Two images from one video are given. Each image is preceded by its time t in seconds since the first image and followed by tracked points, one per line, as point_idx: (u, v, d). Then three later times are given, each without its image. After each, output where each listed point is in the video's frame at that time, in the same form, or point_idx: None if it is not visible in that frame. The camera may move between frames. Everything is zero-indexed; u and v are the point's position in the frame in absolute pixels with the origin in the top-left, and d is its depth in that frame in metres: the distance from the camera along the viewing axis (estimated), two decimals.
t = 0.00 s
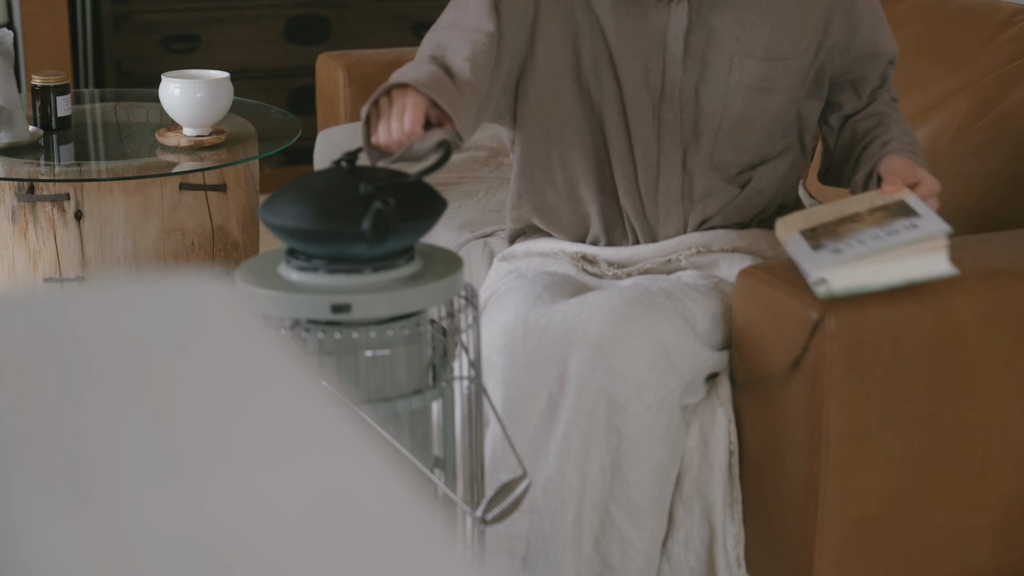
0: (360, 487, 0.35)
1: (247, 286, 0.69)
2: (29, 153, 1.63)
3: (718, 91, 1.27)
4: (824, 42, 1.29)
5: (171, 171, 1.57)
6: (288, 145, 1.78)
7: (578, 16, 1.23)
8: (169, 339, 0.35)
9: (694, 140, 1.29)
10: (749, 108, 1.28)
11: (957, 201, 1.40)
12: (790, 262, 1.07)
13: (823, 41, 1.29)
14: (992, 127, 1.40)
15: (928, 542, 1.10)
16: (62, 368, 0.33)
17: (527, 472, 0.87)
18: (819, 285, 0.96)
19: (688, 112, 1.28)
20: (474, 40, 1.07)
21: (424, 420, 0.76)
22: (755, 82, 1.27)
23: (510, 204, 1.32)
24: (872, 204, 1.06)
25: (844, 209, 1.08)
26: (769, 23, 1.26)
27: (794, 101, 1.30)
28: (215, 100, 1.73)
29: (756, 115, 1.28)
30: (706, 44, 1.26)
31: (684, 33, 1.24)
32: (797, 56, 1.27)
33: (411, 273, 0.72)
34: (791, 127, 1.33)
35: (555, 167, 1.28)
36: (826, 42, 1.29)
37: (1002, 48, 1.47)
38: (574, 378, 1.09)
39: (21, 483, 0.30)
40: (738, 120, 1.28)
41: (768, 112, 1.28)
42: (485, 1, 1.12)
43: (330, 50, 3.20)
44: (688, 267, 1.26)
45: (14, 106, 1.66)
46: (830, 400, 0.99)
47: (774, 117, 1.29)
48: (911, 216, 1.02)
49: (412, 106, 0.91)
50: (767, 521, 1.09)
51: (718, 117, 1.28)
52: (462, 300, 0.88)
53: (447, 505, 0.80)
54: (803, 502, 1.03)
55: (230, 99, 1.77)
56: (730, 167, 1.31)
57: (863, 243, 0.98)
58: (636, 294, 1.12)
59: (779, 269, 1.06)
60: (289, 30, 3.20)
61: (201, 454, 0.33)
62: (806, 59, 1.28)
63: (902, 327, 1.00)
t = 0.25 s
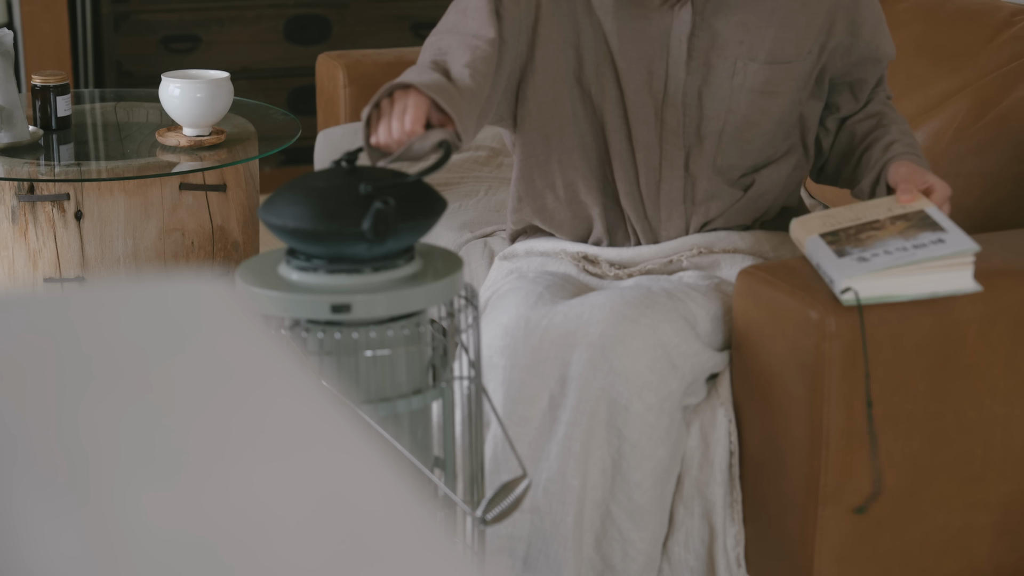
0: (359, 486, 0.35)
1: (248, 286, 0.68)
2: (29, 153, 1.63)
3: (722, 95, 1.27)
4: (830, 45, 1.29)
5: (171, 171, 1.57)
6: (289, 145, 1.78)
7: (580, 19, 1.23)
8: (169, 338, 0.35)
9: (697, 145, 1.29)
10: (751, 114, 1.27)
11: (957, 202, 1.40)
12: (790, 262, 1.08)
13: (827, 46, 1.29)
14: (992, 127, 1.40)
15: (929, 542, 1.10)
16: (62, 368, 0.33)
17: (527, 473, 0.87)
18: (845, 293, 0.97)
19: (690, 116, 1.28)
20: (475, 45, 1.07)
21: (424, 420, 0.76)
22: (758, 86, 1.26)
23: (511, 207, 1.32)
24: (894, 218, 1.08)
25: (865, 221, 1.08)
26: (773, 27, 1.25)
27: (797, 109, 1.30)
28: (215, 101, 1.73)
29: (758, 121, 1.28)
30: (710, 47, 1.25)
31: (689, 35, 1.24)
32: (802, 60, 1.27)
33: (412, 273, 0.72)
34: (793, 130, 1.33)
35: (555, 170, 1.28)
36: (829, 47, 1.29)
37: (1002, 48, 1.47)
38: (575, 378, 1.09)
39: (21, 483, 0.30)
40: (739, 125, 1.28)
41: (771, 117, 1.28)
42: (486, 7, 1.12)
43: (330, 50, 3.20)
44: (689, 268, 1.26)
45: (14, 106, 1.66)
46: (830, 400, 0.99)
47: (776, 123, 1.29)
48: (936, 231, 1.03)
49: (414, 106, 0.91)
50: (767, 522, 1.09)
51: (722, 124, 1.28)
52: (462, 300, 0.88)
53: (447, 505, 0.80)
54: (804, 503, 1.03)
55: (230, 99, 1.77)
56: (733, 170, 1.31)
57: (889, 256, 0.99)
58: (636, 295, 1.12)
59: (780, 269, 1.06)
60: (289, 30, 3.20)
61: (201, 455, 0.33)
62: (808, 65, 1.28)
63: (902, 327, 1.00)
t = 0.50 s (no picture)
0: (359, 486, 0.35)
1: (248, 286, 0.68)
2: (29, 153, 1.63)
3: (718, 97, 1.26)
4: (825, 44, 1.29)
5: (171, 171, 1.57)
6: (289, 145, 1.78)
7: (576, 23, 1.22)
8: (169, 338, 0.35)
9: (693, 147, 1.28)
10: (748, 117, 1.27)
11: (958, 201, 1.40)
12: (790, 262, 1.08)
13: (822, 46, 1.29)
14: (992, 127, 1.40)
15: (928, 542, 1.10)
16: (62, 367, 0.33)
17: (527, 473, 0.87)
18: (844, 292, 0.96)
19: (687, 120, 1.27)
20: (469, 49, 1.07)
21: (424, 420, 0.76)
22: (757, 88, 1.26)
23: (509, 210, 1.32)
24: (900, 229, 1.08)
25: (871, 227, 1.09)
26: (770, 27, 1.25)
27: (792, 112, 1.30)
28: (215, 100, 1.73)
29: (754, 124, 1.28)
30: (707, 49, 1.25)
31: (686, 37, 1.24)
32: (798, 60, 1.26)
33: (412, 273, 0.72)
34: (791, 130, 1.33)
35: (552, 173, 1.28)
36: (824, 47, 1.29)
37: (1003, 48, 1.46)
38: (574, 379, 1.09)
39: (21, 482, 0.30)
40: (734, 128, 1.27)
41: (768, 119, 1.28)
42: (480, 11, 1.13)
43: (330, 50, 3.20)
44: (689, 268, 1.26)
45: (14, 106, 1.66)
46: (830, 400, 0.99)
47: (773, 125, 1.29)
48: (942, 244, 1.03)
49: (420, 105, 0.92)
50: (767, 522, 1.09)
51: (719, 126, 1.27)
52: (462, 300, 0.88)
53: (447, 505, 0.80)
54: (804, 503, 1.03)
55: (230, 99, 1.76)
56: (731, 172, 1.31)
57: (891, 262, 0.99)
58: (636, 295, 1.12)
59: (779, 269, 1.06)
60: (289, 30, 3.20)
61: (201, 454, 0.33)
62: (804, 66, 1.27)
63: (901, 327, 1.00)
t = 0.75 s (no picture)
0: (357, 484, 0.40)
1: (247, 286, 0.69)
2: (29, 153, 1.63)
3: (710, 98, 1.26)
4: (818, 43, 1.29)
5: (171, 171, 1.57)
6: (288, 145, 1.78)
7: (568, 25, 1.23)
8: (169, 337, 0.35)
9: (687, 147, 1.28)
10: (742, 117, 1.27)
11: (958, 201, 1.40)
12: (791, 262, 1.08)
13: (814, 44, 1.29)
14: (993, 127, 1.40)
15: (928, 542, 1.10)
16: (62, 367, 0.33)
17: (526, 472, 0.87)
18: (844, 290, 0.96)
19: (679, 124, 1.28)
20: (462, 54, 1.07)
21: (424, 420, 0.76)
22: (749, 88, 1.26)
23: (506, 214, 1.32)
24: (901, 232, 1.07)
25: (872, 229, 1.09)
26: (762, 27, 1.25)
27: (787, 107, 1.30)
28: (215, 100, 1.73)
29: (750, 124, 1.28)
30: (699, 50, 1.25)
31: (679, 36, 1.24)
32: (792, 58, 1.27)
33: (411, 273, 0.72)
34: (785, 129, 1.32)
35: (549, 177, 1.28)
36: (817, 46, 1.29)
37: (1003, 48, 1.46)
38: (573, 379, 1.09)
39: (22, 482, 0.31)
40: (728, 128, 1.27)
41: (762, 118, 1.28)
42: (472, 16, 1.12)
43: (329, 50, 3.20)
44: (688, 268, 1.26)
45: (14, 106, 1.66)
46: (830, 400, 0.99)
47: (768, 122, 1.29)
48: (943, 247, 1.02)
49: (420, 101, 0.92)
50: (767, 521, 1.09)
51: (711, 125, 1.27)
52: (462, 300, 0.88)
53: (447, 505, 0.80)
54: (804, 503, 1.03)
55: (230, 99, 1.77)
56: (726, 173, 1.31)
57: (892, 261, 0.98)
58: (635, 295, 1.12)
59: (780, 269, 1.06)
60: (289, 30, 3.20)
61: (201, 456, 0.35)
62: (797, 65, 1.27)
63: (901, 327, 1.00)
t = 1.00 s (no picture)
0: (358, 484, 0.40)
1: (247, 286, 0.69)
2: (29, 153, 1.63)
3: (703, 100, 1.25)
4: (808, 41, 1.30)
5: (171, 171, 1.57)
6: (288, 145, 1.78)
7: (562, 27, 1.23)
8: (169, 337, 0.35)
9: (678, 151, 1.28)
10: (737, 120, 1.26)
11: (957, 202, 1.40)
12: (791, 262, 1.07)
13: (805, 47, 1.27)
14: (992, 128, 1.40)
15: (928, 542, 1.10)
16: (62, 368, 0.33)
17: (526, 472, 0.87)
18: (844, 290, 0.96)
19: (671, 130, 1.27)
20: (455, 54, 1.07)
21: (424, 420, 0.76)
22: (741, 89, 1.24)
23: (505, 215, 1.32)
24: (901, 232, 1.07)
25: (871, 229, 1.09)
26: (751, 29, 1.23)
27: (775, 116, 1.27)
28: (215, 100, 1.73)
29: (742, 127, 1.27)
30: (690, 51, 1.24)
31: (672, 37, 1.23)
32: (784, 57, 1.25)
33: (411, 273, 0.72)
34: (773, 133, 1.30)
35: (546, 177, 1.27)
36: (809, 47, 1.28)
37: (1003, 48, 1.46)
38: (573, 379, 1.09)
39: (22, 482, 0.32)
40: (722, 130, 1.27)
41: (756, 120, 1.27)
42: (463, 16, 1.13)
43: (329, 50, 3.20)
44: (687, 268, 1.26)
45: (14, 106, 1.66)
46: (830, 399, 0.99)
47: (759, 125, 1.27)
48: (943, 247, 1.02)
49: (409, 87, 0.92)
50: (767, 521, 1.09)
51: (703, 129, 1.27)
52: (462, 300, 0.88)
53: (447, 506, 0.80)
54: (804, 503, 1.03)
55: (230, 99, 1.77)
56: (721, 176, 1.30)
57: (891, 260, 0.99)
58: (634, 295, 1.12)
59: (780, 269, 1.06)
60: (289, 30, 3.20)
61: (202, 456, 0.35)
62: (788, 65, 1.26)
63: (901, 327, 1.00)
